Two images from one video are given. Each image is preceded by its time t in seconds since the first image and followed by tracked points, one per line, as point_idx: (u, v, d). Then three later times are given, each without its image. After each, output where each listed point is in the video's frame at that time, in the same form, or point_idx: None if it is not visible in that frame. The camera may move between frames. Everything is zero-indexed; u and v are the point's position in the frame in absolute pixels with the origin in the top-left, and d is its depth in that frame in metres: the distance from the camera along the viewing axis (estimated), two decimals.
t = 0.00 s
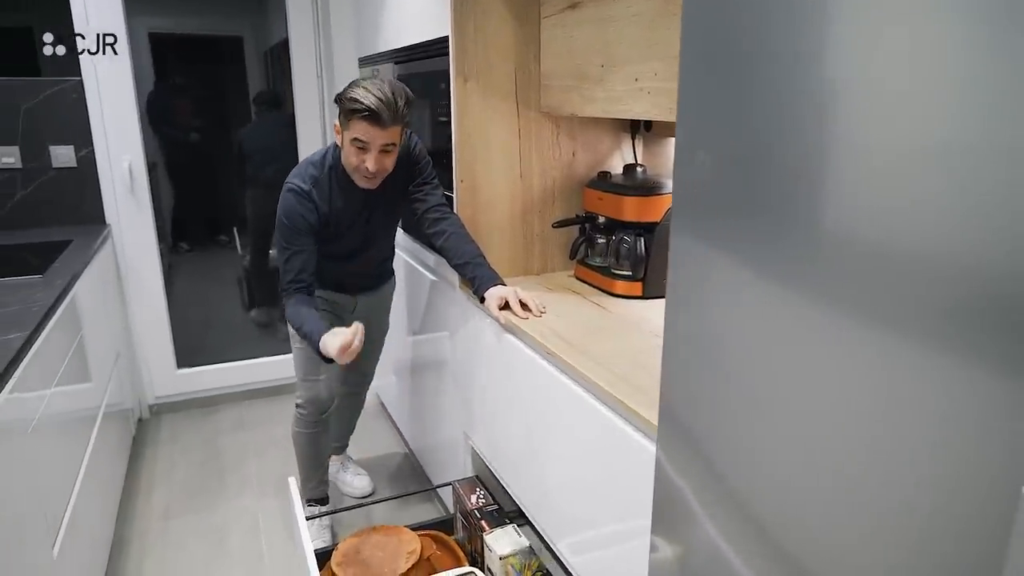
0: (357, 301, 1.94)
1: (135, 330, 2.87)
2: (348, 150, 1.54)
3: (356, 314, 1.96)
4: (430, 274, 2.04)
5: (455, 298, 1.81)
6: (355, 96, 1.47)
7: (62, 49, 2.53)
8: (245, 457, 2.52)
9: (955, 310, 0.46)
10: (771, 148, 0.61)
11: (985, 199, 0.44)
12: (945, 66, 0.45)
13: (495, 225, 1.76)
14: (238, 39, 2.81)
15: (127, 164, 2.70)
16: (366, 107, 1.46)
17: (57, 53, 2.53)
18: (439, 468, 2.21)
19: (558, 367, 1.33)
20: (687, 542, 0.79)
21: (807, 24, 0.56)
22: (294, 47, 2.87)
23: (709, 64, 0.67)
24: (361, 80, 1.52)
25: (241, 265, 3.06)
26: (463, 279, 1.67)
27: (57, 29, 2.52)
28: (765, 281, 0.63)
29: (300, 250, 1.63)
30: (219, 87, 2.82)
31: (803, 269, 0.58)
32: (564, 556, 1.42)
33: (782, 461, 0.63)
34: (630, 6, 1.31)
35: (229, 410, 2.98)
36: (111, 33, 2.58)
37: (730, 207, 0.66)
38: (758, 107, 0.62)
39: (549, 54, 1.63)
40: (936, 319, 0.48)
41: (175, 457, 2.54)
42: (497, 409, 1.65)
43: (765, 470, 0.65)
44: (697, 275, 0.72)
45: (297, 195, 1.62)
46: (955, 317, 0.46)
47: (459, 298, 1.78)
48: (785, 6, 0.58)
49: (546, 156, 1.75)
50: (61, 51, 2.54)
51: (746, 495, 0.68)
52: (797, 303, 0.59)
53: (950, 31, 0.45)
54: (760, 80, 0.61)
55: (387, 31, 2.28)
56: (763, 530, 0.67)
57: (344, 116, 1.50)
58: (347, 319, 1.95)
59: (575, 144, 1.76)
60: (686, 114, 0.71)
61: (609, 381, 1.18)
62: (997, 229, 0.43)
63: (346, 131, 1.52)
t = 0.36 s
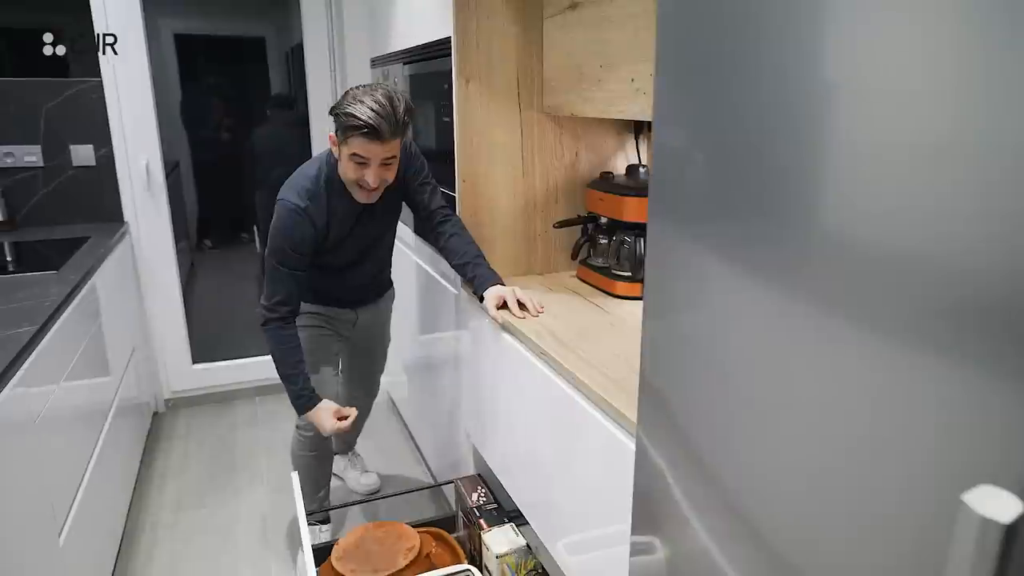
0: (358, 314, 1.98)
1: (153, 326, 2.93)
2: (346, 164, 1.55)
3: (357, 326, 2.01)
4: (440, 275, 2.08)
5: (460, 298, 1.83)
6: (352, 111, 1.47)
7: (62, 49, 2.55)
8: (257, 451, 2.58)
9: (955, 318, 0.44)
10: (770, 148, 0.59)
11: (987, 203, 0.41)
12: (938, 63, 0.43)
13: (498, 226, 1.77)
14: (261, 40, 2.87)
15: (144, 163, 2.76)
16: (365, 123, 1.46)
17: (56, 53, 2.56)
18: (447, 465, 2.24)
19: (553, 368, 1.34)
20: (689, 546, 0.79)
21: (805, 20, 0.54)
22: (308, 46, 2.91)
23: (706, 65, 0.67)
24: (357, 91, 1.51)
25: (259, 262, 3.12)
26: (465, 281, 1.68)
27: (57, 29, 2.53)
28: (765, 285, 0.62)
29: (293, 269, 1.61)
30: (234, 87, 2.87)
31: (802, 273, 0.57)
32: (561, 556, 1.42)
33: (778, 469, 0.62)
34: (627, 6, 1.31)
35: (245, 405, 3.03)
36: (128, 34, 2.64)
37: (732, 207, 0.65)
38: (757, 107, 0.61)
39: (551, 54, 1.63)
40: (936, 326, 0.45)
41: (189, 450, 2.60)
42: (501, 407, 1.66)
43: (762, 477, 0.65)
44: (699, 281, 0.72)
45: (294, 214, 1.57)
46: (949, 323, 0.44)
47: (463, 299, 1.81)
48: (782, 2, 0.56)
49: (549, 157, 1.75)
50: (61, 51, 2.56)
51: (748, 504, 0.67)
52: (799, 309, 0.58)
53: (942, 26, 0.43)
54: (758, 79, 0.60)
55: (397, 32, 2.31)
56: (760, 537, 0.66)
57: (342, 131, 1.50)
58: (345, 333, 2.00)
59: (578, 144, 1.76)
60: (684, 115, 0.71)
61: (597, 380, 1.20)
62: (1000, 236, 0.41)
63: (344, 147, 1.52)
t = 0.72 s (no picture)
0: (356, 317, 2.01)
1: (174, 320, 3.00)
2: (357, 187, 1.56)
3: (356, 328, 2.04)
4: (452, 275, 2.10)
5: (467, 297, 1.85)
6: (361, 136, 1.47)
7: (62, 49, 2.61)
8: (271, 443, 2.63)
9: (954, 322, 0.44)
10: (767, 149, 0.58)
11: (996, 202, 0.41)
12: (936, 62, 0.43)
13: (504, 223, 1.78)
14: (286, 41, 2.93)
15: (166, 161, 2.83)
16: (376, 149, 1.46)
17: (57, 53, 2.61)
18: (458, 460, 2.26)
19: (553, 367, 1.35)
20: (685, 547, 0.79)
21: (802, 19, 0.53)
22: (325, 44, 2.94)
23: (702, 64, 0.66)
24: (362, 113, 1.50)
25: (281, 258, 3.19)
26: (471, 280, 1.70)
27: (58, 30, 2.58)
28: (761, 287, 0.61)
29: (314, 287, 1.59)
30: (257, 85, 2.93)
31: (800, 277, 0.56)
32: (562, 554, 1.43)
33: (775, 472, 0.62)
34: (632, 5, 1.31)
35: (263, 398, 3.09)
36: (153, 35, 2.70)
37: (731, 209, 0.64)
38: (755, 108, 0.59)
39: (558, 53, 1.64)
40: (935, 332, 0.45)
41: (205, 442, 2.66)
42: (506, 405, 1.67)
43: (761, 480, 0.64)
44: (695, 281, 0.72)
45: (305, 231, 1.59)
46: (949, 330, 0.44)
47: (471, 298, 1.83)
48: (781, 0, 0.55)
49: (556, 155, 1.76)
50: (61, 52, 2.62)
51: (743, 504, 0.67)
52: (796, 311, 0.57)
53: (941, 26, 0.42)
54: (755, 78, 0.59)
55: (410, 31, 2.33)
56: (756, 538, 0.66)
57: (351, 157, 1.50)
58: (345, 337, 2.03)
59: (586, 143, 1.77)
60: (680, 115, 0.70)
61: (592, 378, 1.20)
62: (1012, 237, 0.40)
63: (354, 171, 1.52)
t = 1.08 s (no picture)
0: (369, 310, 2.05)
1: (199, 314, 3.07)
2: (368, 187, 1.59)
3: (368, 321, 2.08)
4: (465, 273, 2.14)
5: (479, 292, 1.88)
6: (371, 138, 1.50)
7: (62, 49, 2.67)
8: (291, 436, 2.69)
9: (944, 318, 0.43)
10: (767, 147, 0.58)
11: (989, 199, 0.40)
12: (933, 61, 0.43)
13: (516, 220, 1.80)
14: (315, 43, 3.00)
15: (193, 158, 2.90)
16: (386, 151, 1.49)
17: (57, 53, 2.67)
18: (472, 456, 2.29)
19: (560, 363, 1.37)
20: (686, 543, 0.79)
21: (806, 18, 0.53)
22: (348, 45, 2.99)
23: (709, 64, 0.66)
24: (374, 115, 1.53)
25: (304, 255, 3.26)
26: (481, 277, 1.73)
27: (58, 31, 2.64)
28: (763, 285, 0.60)
29: (325, 284, 1.61)
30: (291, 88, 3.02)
31: (800, 274, 0.55)
32: (568, 548, 1.45)
33: (773, 471, 0.61)
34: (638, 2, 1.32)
35: (284, 392, 3.15)
36: (182, 37, 2.78)
37: (733, 207, 0.64)
38: (759, 106, 0.59)
39: (570, 51, 1.65)
40: (936, 328, 0.43)
41: (226, 433, 2.73)
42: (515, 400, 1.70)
43: (760, 480, 0.63)
44: (698, 279, 0.72)
45: (317, 229, 1.62)
46: (949, 324, 0.43)
47: (483, 293, 1.85)
48: None
49: (568, 153, 1.78)
50: (61, 52, 2.67)
51: (741, 504, 0.67)
52: (795, 310, 0.56)
53: (941, 24, 0.42)
54: (759, 77, 0.59)
55: (429, 31, 2.37)
56: (755, 537, 0.65)
57: (362, 158, 1.52)
58: (357, 329, 2.06)
59: (598, 141, 1.78)
60: (685, 114, 0.71)
61: (595, 374, 1.22)
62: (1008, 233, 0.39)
63: (365, 172, 1.55)
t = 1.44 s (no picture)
0: (389, 320, 2.09)
1: (229, 309, 3.16)
2: (406, 200, 1.62)
3: (388, 331, 2.12)
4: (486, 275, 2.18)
5: (497, 291, 1.91)
6: (411, 152, 1.53)
7: (61, 49, 2.72)
8: (315, 428, 2.76)
9: (914, 307, 0.44)
10: (759, 141, 0.60)
11: (989, 200, 0.39)
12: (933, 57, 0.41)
13: (534, 219, 1.83)
14: (345, 46, 3.06)
15: (225, 157, 2.99)
16: (427, 164, 1.53)
17: (56, 52, 2.73)
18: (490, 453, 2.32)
19: (574, 362, 1.38)
20: (695, 548, 0.79)
21: (804, 14, 0.53)
22: (376, 47, 3.04)
23: (723, 61, 0.65)
24: (411, 129, 1.57)
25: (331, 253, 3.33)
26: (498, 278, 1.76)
27: (58, 30, 2.70)
28: (769, 286, 0.59)
29: (354, 295, 1.60)
30: (325, 90, 3.08)
31: (805, 274, 0.54)
32: (580, 542, 1.47)
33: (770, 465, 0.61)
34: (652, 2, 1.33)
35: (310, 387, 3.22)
36: (216, 39, 2.87)
37: (741, 207, 0.63)
38: (768, 104, 0.58)
39: (587, 52, 1.67)
40: (933, 330, 0.42)
41: (252, 425, 2.80)
42: (530, 396, 1.72)
43: (758, 475, 0.63)
44: (707, 277, 0.71)
45: (350, 238, 1.64)
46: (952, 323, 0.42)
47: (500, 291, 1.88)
48: None
49: (585, 153, 1.80)
50: (61, 52, 2.73)
51: (747, 503, 0.66)
52: (779, 299, 0.57)
53: (940, 21, 0.41)
54: (768, 76, 0.58)
55: (454, 34, 2.41)
56: (758, 536, 0.64)
57: (401, 172, 1.56)
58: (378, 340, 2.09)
59: (615, 141, 1.80)
60: (686, 111, 0.72)
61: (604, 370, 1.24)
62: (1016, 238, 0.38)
63: (403, 186, 1.58)
